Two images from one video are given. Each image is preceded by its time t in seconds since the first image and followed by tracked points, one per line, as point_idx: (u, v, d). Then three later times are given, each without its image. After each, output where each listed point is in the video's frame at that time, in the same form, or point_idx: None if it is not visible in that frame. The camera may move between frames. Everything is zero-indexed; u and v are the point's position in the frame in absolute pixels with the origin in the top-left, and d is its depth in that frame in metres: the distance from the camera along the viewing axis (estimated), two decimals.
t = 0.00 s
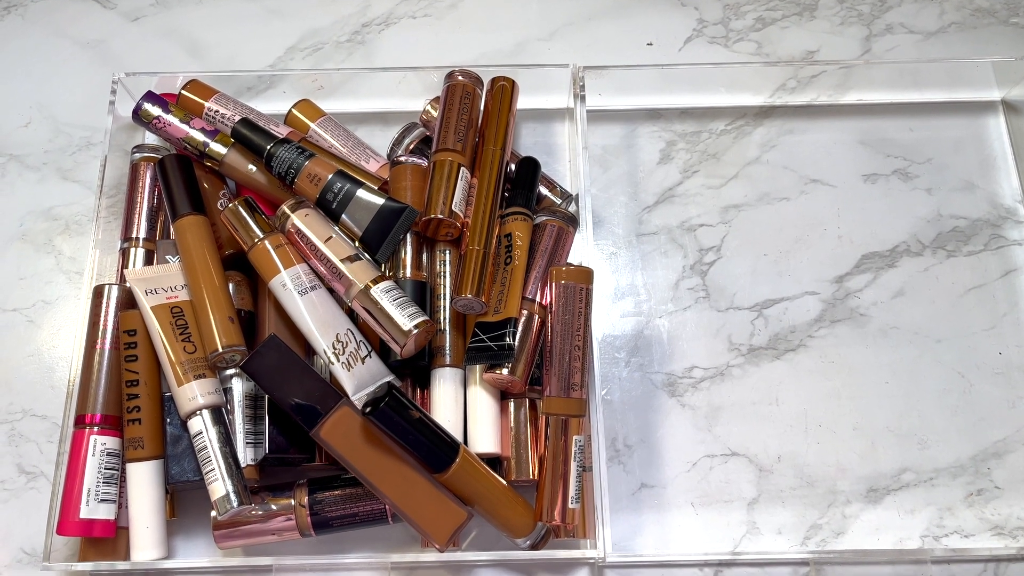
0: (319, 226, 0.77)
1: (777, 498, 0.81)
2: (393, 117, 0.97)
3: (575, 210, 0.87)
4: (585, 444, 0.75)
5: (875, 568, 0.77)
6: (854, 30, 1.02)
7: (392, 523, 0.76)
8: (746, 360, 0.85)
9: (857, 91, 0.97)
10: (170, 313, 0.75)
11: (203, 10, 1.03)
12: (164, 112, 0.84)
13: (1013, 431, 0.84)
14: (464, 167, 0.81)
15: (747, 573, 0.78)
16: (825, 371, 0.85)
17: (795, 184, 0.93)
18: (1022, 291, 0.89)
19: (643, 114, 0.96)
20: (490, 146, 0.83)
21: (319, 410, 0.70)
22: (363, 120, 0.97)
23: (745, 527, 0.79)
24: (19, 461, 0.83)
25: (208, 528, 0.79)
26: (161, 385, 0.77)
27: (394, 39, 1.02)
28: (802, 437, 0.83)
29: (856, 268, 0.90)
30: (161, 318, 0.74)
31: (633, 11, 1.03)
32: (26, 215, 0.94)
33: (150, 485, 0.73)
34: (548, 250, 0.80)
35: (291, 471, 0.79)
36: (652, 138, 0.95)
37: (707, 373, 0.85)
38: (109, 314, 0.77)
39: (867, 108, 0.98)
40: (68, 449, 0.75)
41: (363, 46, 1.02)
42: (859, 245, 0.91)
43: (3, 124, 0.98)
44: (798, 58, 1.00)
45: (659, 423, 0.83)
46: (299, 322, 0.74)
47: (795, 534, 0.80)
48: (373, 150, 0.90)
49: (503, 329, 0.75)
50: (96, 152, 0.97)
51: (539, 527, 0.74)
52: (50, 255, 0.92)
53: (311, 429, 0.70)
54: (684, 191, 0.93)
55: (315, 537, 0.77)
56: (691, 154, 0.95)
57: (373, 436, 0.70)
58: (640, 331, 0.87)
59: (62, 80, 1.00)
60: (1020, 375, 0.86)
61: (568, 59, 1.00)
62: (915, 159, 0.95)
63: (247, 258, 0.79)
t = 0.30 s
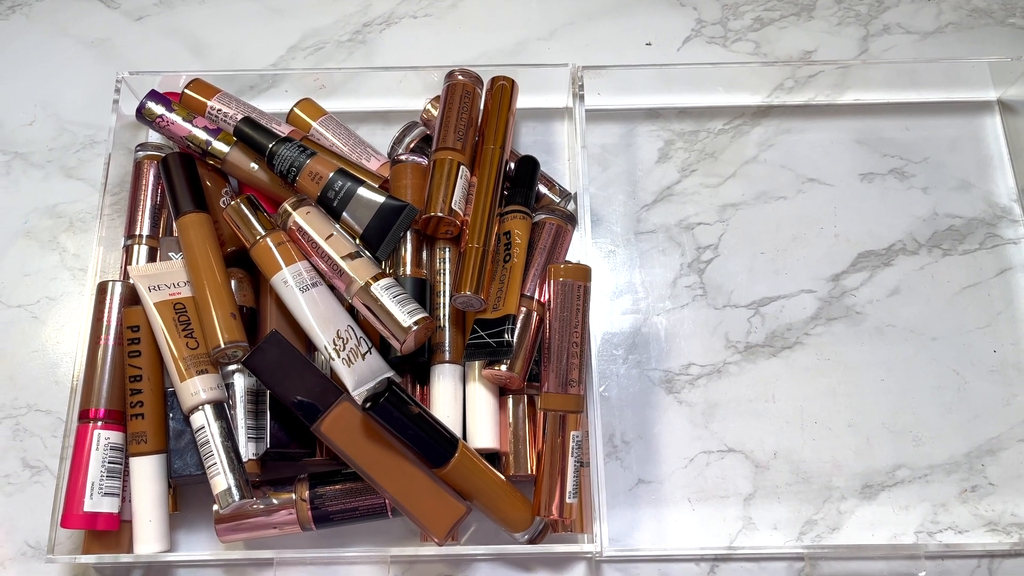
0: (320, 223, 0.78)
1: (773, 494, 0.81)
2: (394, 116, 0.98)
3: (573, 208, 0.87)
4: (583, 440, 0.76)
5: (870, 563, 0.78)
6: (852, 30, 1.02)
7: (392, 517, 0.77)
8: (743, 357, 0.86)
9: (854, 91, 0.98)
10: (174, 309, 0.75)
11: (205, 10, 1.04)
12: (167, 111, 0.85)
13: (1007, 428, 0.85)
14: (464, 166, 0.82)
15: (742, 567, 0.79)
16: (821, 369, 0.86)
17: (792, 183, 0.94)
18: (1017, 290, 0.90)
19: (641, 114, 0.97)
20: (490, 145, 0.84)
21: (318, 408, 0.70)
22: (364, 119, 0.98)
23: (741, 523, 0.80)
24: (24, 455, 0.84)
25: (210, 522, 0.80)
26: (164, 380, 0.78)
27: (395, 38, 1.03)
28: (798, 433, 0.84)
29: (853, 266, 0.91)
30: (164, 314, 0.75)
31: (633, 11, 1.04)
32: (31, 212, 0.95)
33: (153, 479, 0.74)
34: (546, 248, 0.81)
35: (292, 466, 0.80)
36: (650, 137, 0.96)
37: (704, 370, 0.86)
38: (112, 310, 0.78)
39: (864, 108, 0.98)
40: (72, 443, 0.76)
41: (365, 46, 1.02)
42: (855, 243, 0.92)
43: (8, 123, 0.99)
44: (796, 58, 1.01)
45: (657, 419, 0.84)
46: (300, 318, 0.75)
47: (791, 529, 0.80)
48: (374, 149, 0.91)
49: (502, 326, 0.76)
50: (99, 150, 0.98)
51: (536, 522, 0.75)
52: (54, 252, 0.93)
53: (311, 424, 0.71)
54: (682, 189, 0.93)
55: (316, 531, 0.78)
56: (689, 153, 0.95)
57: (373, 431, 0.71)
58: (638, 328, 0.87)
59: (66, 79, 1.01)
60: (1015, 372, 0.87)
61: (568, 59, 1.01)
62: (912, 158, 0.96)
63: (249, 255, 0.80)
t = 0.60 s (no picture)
0: (322, 218, 0.77)
1: (776, 491, 0.81)
2: (396, 112, 0.98)
3: (576, 205, 0.88)
4: (585, 436, 0.76)
5: (872, 560, 0.78)
6: (855, 27, 1.02)
7: (394, 513, 0.77)
8: (745, 354, 0.86)
9: (858, 88, 0.98)
10: (175, 304, 0.75)
11: (208, 5, 1.04)
12: (169, 106, 0.85)
13: (1010, 426, 0.85)
14: (466, 162, 0.81)
15: (744, 565, 0.78)
16: (823, 366, 0.86)
17: (796, 180, 0.94)
18: (1021, 287, 0.90)
19: (644, 110, 0.97)
20: (492, 141, 0.83)
21: (320, 403, 0.70)
22: (366, 115, 0.98)
23: (743, 520, 0.80)
24: (25, 450, 0.84)
25: (212, 517, 0.80)
26: (165, 376, 0.78)
27: (398, 34, 1.03)
28: (800, 430, 0.83)
29: (856, 263, 0.90)
30: (166, 309, 0.75)
31: (636, 7, 1.04)
32: (33, 208, 0.95)
33: (154, 474, 0.74)
34: (549, 244, 0.81)
35: (294, 462, 0.80)
36: (653, 134, 0.96)
37: (706, 367, 0.86)
38: (114, 305, 0.78)
39: (867, 105, 0.98)
40: (74, 438, 0.76)
41: (367, 42, 1.02)
42: (858, 240, 0.91)
43: (11, 118, 0.99)
44: (799, 55, 1.01)
45: (659, 416, 0.84)
46: (302, 313, 0.75)
47: (793, 527, 0.80)
48: (376, 145, 0.91)
49: (504, 322, 0.76)
50: (102, 145, 0.98)
51: (538, 518, 0.75)
52: (57, 247, 0.93)
53: (313, 419, 0.71)
54: (685, 186, 0.93)
55: (317, 527, 0.78)
56: (692, 149, 0.95)
57: (374, 426, 0.71)
58: (640, 325, 0.87)
59: (69, 74, 1.01)
60: (1018, 370, 0.86)
61: (571, 55, 1.01)
62: (915, 156, 0.96)
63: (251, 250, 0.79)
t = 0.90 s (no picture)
0: (324, 215, 0.77)
1: (777, 490, 0.81)
2: (399, 109, 0.97)
3: (578, 202, 0.88)
4: (586, 434, 0.76)
5: (874, 560, 0.77)
6: (859, 25, 1.02)
7: (396, 511, 0.77)
8: (747, 353, 0.86)
9: (861, 86, 0.98)
10: (177, 301, 0.75)
11: (210, 2, 1.04)
12: (172, 102, 0.85)
13: (1013, 426, 0.84)
14: (468, 159, 0.81)
15: (746, 564, 0.78)
16: (825, 365, 0.86)
17: (798, 178, 0.94)
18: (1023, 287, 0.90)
19: (647, 108, 0.97)
20: (495, 139, 0.83)
21: (321, 400, 0.70)
22: (368, 112, 0.98)
23: (744, 518, 0.80)
24: (27, 446, 0.84)
25: (213, 514, 0.80)
26: (167, 372, 0.78)
27: (400, 31, 1.03)
28: (802, 429, 0.83)
29: (858, 262, 0.90)
30: (168, 306, 0.75)
31: (639, 5, 1.03)
32: (35, 204, 0.95)
33: (155, 470, 0.74)
34: (550, 241, 0.81)
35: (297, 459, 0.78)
36: (656, 131, 0.96)
37: (708, 365, 0.85)
38: (116, 302, 0.78)
39: (870, 103, 0.98)
40: (75, 434, 0.76)
41: (370, 39, 1.02)
42: (861, 239, 0.91)
43: (13, 114, 0.99)
44: (802, 53, 1.01)
45: (661, 415, 0.84)
46: (304, 310, 0.75)
47: (795, 525, 0.80)
48: (378, 142, 0.91)
49: (506, 320, 0.76)
50: (104, 141, 0.98)
51: (539, 516, 0.75)
52: (58, 243, 0.93)
53: (314, 417, 0.71)
54: (687, 184, 0.93)
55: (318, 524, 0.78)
56: (694, 148, 0.95)
57: (377, 423, 0.71)
58: (642, 323, 0.87)
59: (71, 70, 1.01)
60: (1021, 370, 0.86)
61: (573, 53, 1.01)
62: (918, 154, 0.96)
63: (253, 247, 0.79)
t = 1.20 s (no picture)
0: (335, 207, 0.76)
1: (791, 486, 0.81)
2: (409, 102, 0.97)
3: (591, 195, 0.87)
4: (600, 428, 0.75)
5: (887, 556, 0.78)
6: (873, 18, 1.01)
7: (407, 505, 0.77)
8: (761, 347, 0.85)
9: (875, 80, 0.97)
10: (188, 293, 0.75)
11: None
12: (182, 93, 0.84)
13: None
14: (481, 151, 0.80)
15: (760, 560, 0.77)
16: (840, 359, 0.85)
17: (813, 172, 0.93)
18: None
19: (660, 101, 0.96)
20: (508, 131, 0.83)
21: (333, 393, 0.70)
22: (379, 104, 0.97)
23: (759, 514, 0.79)
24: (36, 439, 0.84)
25: (223, 508, 0.80)
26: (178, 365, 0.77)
27: (411, 24, 1.02)
28: (817, 425, 0.83)
29: (873, 256, 0.89)
30: (178, 298, 0.74)
31: None
32: (44, 196, 0.94)
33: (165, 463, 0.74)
34: (564, 234, 0.80)
35: (308, 452, 0.79)
36: (669, 125, 0.95)
37: (722, 360, 0.85)
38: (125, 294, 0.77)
39: (884, 97, 0.97)
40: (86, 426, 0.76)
41: (380, 31, 1.01)
42: (875, 234, 0.90)
43: (22, 105, 0.98)
44: (816, 46, 1.00)
45: (674, 410, 0.83)
46: (316, 303, 0.74)
47: (810, 521, 0.80)
48: (389, 134, 0.90)
49: (519, 313, 0.75)
50: (113, 133, 0.97)
51: (552, 511, 0.74)
52: (67, 235, 0.92)
53: (326, 409, 0.70)
54: (700, 177, 0.92)
55: (330, 517, 0.77)
56: (708, 141, 0.94)
57: (390, 417, 0.70)
58: (655, 317, 0.86)
59: (80, 62, 1.01)
60: None
61: (585, 46, 1.00)
62: (933, 148, 0.95)
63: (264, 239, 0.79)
